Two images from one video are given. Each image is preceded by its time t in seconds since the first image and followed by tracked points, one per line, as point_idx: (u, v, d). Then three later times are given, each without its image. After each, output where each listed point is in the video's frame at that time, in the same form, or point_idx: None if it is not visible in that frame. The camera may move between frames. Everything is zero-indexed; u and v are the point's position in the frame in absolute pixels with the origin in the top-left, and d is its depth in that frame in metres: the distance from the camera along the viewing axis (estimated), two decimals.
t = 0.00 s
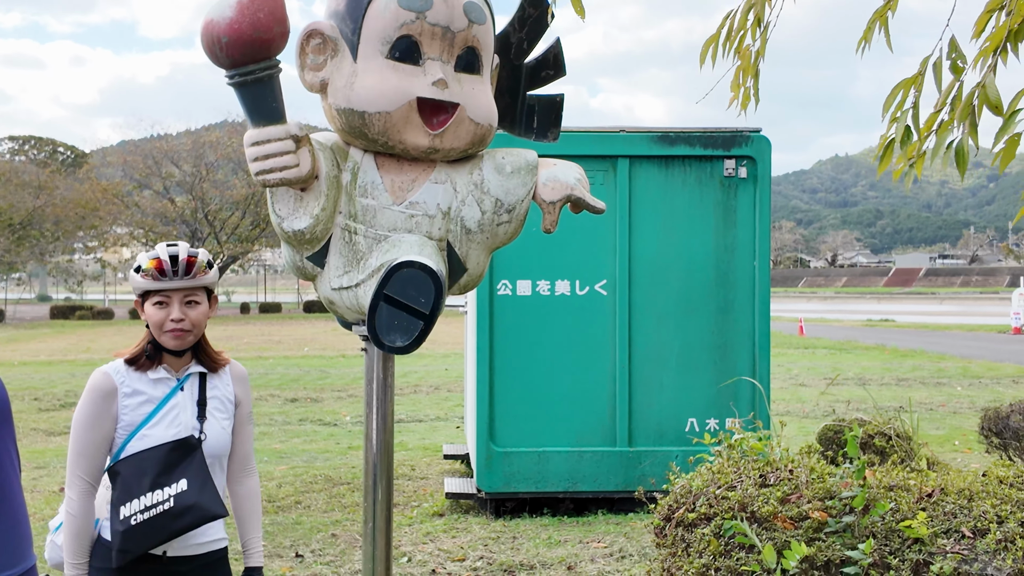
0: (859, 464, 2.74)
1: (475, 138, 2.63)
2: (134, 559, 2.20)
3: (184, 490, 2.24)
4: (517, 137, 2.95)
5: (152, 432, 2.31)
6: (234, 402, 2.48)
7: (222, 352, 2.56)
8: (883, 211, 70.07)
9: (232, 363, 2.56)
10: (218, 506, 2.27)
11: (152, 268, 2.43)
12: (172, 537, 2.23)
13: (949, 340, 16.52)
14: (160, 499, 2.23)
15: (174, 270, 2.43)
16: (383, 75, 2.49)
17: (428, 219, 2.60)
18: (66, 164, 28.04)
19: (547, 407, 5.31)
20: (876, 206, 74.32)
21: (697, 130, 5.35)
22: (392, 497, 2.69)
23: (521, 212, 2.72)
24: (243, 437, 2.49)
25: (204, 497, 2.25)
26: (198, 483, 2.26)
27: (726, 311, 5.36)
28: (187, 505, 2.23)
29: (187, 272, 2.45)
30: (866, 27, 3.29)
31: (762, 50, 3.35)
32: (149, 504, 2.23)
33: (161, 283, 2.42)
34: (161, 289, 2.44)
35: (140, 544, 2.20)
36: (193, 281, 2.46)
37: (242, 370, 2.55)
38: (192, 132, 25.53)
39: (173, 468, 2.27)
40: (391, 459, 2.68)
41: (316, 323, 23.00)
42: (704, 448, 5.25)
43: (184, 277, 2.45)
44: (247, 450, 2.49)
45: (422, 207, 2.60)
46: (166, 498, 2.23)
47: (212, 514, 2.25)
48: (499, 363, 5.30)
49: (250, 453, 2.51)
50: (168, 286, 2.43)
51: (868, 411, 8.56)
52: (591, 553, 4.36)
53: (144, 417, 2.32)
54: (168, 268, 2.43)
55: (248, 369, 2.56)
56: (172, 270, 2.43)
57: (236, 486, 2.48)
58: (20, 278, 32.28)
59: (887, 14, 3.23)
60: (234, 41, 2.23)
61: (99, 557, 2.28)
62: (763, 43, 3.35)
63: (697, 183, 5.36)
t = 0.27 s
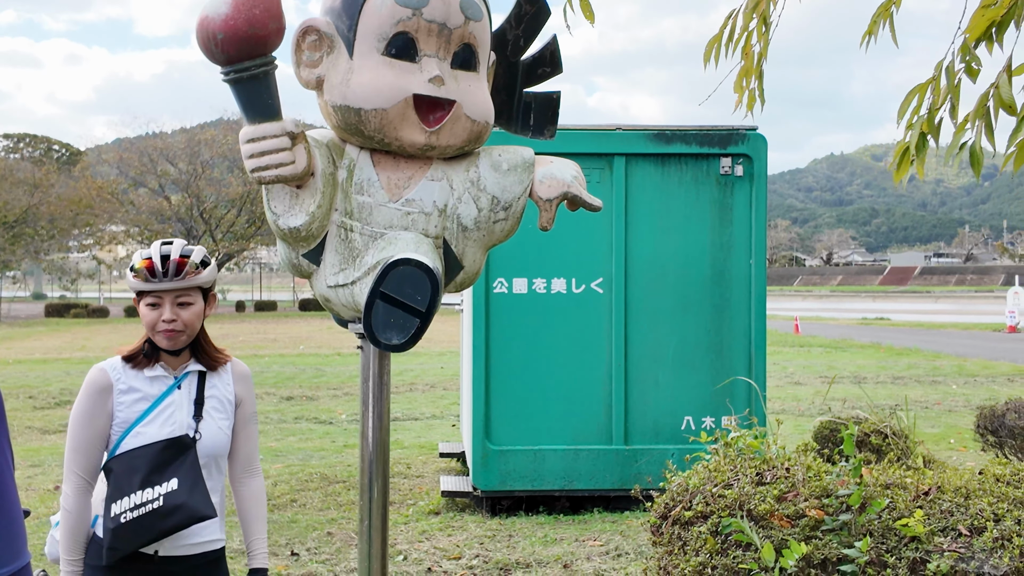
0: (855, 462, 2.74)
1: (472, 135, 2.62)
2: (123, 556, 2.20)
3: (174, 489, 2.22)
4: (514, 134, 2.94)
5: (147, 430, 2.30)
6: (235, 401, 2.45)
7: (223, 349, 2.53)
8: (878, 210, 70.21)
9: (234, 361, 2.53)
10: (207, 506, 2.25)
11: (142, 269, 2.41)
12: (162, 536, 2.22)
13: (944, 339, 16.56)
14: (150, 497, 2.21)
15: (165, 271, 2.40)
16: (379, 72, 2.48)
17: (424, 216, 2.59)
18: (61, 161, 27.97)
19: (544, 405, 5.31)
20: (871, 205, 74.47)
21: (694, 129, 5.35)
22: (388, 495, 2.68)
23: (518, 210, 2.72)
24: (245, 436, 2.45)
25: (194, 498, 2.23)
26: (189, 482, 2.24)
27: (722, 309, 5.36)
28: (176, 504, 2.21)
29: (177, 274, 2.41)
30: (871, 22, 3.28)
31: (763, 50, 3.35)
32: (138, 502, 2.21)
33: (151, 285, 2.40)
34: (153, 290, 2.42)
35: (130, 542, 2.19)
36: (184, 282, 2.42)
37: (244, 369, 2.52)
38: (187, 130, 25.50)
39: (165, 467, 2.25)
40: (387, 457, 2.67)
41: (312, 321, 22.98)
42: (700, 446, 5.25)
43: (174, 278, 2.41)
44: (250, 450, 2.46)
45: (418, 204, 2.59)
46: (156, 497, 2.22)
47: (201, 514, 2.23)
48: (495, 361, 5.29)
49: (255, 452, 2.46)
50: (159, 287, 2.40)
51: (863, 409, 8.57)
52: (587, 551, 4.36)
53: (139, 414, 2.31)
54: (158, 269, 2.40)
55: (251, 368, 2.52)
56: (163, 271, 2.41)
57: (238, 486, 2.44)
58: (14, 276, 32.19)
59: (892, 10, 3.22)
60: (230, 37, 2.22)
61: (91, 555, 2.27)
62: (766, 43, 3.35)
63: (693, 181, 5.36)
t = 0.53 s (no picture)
0: (850, 466, 2.75)
1: (467, 138, 2.62)
2: (123, 563, 2.20)
3: (175, 497, 2.23)
4: (509, 137, 2.94)
5: (148, 436, 2.30)
6: (238, 407, 2.44)
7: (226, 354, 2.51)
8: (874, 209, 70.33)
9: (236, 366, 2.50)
10: (208, 514, 2.25)
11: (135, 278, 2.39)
12: (162, 544, 2.22)
13: (938, 339, 16.60)
14: (151, 504, 2.21)
15: (157, 282, 2.38)
16: (374, 75, 2.48)
17: (419, 219, 2.59)
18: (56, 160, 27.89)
19: (540, 406, 5.31)
20: (866, 204, 74.59)
21: (689, 130, 5.36)
22: (383, 497, 2.67)
23: (513, 213, 2.72)
24: (248, 444, 2.44)
25: (195, 505, 2.23)
26: (190, 489, 2.25)
27: (718, 310, 5.37)
28: (177, 511, 2.21)
29: (169, 284, 2.39)
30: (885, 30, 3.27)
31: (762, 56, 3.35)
32: (139, 509, 2.21)
33: (144, 296, 2.38)
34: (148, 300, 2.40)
35: (130, 549, 2.19)
36: (177, 293, 2.40)
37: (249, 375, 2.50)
38: (183, 128, 25.47)
39: (167, 474, 2.25)
40: (382, 461, 2.67)
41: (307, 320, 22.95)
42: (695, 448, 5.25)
43: (168, 288, 2.39)
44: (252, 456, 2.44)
45: (413, 208, 2.59)
46: (157, 504, 2.22)
47: (202, 523, 2.23)
48: (490, 362, 5.29)
49: (257, 459, 2.46)
50: (152, 298, 2.39)
51: (858, 410, 8.59)
52: (582, 553, 4.36)
53: (140, 420, 2.31)
54: (151, 279, 2.38)
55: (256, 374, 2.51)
56: (156, 281, 2.39)
57: (241, 493, 2.43)
58: (9, 275, 32.08)
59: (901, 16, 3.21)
60: (224, 41, 2.22)
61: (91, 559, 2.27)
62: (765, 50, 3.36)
63: (689, 182, 5.36)
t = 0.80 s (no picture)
0: (846, 472, 2.76)
1: (464, 146, 2.62)
2: None
3: (173, 516, 2.23)
4: (505, 144, 2.94)
5: (148, 452, 2.29)
6: (245, 424, 2.44)
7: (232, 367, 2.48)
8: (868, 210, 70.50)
9: (242, 381, 2.47)
10: (204, 537, 2.26)
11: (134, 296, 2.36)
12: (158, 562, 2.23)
13: (933, 340, 16.64)
14: (148, 523, 2.21)
15: (154, 300, 2.35)
16: (372, 83, 2.48)
17: (416, 226, 2.59)
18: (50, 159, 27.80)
19: (536, 409, 5.31)
20: (861, 205, 74.76)
21: (685, 134, 5.37)
22: (380, 502, 2.68)
23: (510, 220, 2.72)
24: (258, 458, 2.46)
25: (192, 527, 2.24)
26: (188, 510, 2.25)
27: (713, 313, 5.38)
28: (174, 532, 2.22)
29: (167, 302, 2.35)
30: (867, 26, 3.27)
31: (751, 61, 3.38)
32: (137, 527, 2.21)
33: (143, 313, 2.35)
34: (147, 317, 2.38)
35: (126, 564, 2.20)
36: (174, 310, 2.36)
37: (259, 390, 2.49)
38: (177, 128, 25.43)
39: (166, 492, 2.25)
40: (379, 466, 2.67)
41: (302, 321, 22.90)
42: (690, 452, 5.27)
43: (166, 305, 2.36)
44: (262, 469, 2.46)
45: (411, 215, 2.59)
46: (154, 523, 2.22)
47: (198, 545, 2.24)
48: (486, 365, 5.29)
49: (266, 474, 2.48)
50: (151, 315, 2.36)
51: (853, 412, 8.61)
52: (578, 557, 4.36)
53: (143, 435, 2.31)
54: (149, 296, 2.35)
55: (265, 391, 2.49)
56: (154, 298, 2.36)
57: (249, 506, 2.45)
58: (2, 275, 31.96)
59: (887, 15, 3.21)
60: (222, 48, 2.22)
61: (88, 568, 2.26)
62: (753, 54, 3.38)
63: (684, 186, 5.37)
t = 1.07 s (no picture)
0: (844, 474, 2.76)
1: (462, 147, 2.61)
2: None
3: (151, 537, 2.23)
4: (503, 145, 2.93)
5: (130, 469, 2.29)
6: (233, 435, 2.41)
7: (219, 383, 2.44)
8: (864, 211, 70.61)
9: (230, 396, 2.44)
10: (183, 560, 2.26)
11: (118, 318, 2.31)
12: None
13: (928, 341, 16.67)
14: (127, 541, 2.21)
15: (140, 322, 2.30)
16: (369, 83, 2.47)
17: (413, 227, 2.58)
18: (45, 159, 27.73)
19: (533, 409, 5.31)
20: (856, 205, 74.89)
21: (681, 134, 5.37)
22: (377, 503, 2.67)
23: (507, 221, 2.72)
24: (250, 469, 2.43)
25: (170, 549, 2.24)
26: (167, 532, 2.24)
27: (710, 314, 5.38)
28: (152, 553, 2.22)
29: (152, 325, 2.31)
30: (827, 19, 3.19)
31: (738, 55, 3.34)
32: (116, 544, 2.21)
33: (126, 334, 2.31)
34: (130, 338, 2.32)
35: None
36: (160, 333, 2.32)
37: (249, 400, 2.46)
38: (173, 128, 25.38)
39: (147, 510, 2.25)
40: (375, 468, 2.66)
41: (298, 322, 22.86)
42: (687, 453, 5.27)
43: (151, 328, 2.31)
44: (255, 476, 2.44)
45: (408, 216, 2.58)
46: (133, 542, 2.22)
47: (176, 567, 2.25)
48: (483, 366, 5.29)
49: (259, 480, 2.46)
50: (135, 337, 2.31)
51: (849, 413, 8.61)
52: (575, 558, 4.36)
53: (125, 452, 2.31)
54: (133, 318, 2.30)
55: (256, 400, 2.47)
56: (138, 320, 2.31)
57: (241, 514, 2.44)
58: None
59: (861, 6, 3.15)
60: (218, 49, 2.21)
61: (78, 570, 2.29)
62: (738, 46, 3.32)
63: (681, 187, 5.37)
